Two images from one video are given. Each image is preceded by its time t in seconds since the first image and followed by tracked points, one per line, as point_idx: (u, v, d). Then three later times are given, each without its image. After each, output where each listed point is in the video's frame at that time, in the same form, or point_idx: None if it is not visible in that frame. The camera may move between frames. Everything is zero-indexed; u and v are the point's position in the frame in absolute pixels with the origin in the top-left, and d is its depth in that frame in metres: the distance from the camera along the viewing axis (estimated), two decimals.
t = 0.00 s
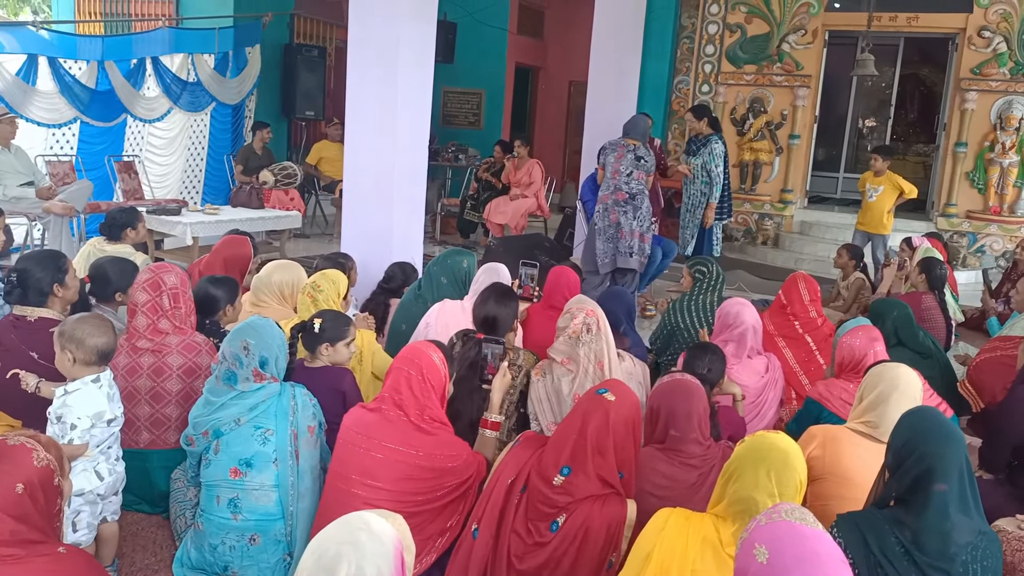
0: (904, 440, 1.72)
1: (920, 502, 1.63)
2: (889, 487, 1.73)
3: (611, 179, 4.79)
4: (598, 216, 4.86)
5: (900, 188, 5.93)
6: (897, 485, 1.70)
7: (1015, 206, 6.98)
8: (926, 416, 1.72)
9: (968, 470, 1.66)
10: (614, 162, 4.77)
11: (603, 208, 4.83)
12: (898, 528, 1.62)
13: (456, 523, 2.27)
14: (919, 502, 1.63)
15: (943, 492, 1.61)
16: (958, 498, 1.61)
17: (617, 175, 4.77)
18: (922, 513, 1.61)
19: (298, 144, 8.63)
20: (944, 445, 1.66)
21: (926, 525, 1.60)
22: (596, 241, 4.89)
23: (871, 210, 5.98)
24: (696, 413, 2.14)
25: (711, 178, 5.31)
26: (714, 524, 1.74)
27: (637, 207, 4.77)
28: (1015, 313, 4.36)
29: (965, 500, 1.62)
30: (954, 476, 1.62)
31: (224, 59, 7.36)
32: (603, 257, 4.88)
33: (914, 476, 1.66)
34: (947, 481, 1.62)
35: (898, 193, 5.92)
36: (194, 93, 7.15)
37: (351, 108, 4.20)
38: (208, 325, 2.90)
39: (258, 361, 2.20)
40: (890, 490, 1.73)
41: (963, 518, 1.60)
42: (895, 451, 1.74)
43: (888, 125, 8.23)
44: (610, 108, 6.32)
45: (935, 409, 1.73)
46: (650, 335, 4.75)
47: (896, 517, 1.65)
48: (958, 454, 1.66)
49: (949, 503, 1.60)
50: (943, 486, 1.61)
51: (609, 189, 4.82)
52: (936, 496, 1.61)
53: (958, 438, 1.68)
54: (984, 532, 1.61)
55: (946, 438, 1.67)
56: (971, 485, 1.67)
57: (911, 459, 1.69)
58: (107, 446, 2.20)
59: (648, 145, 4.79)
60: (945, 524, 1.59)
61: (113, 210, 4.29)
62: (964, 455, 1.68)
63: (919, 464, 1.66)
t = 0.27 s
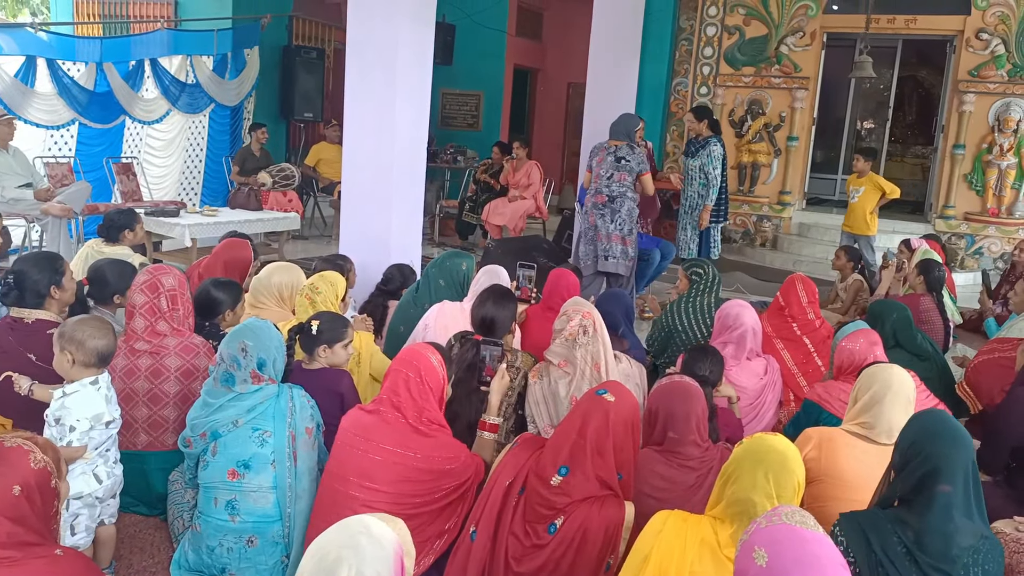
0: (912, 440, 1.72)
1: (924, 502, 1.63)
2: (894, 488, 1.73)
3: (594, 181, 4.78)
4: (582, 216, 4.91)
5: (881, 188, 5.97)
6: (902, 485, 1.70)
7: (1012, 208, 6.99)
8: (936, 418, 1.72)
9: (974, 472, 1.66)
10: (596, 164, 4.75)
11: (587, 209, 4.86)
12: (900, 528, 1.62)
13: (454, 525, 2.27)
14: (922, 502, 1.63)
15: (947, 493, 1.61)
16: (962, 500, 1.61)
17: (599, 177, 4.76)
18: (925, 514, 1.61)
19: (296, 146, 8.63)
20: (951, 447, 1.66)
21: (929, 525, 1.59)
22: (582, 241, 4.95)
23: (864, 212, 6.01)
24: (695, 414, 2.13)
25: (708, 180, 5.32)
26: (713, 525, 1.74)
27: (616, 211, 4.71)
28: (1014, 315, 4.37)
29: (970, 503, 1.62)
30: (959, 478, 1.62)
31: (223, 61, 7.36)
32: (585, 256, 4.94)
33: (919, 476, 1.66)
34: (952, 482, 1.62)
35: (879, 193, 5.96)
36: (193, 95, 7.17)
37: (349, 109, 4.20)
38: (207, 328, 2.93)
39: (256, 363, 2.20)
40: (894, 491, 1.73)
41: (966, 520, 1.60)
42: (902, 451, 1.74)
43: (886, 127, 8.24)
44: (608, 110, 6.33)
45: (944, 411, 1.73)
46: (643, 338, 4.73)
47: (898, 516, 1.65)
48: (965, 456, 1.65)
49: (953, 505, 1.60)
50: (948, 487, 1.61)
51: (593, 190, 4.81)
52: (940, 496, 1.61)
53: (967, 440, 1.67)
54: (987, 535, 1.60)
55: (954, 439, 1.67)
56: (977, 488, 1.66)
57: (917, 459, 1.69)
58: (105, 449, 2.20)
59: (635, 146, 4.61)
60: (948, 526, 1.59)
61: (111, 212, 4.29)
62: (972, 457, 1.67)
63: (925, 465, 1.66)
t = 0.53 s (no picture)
0: (919, 439, 1.71)
1: (928, 504, 1.62)
2: (896, 489, 1.72)
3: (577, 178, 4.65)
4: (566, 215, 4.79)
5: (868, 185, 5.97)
6: (905, 486, 1.69)
7: (1010, 209, 7.00)
8: (940, 420, 1.71)
9: (979, 474, 1.65)
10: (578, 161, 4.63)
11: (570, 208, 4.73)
12: (903, 529, 1.62)
13: (451, 527, 2.26)
14: (926, 504, 1.62)
15: (951, 495, 1.61)
16: (966, 502, 1.60)
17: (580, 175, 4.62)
18: (929, 515, 1.61)
19: (294, 147, 8.62)
20: (957, 449, 1.65)
21: (932, 527, 1.59)
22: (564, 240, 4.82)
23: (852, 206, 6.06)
24: (691, 416, 2.13)
25: (705, 181, 5.32)
26: (711, 526, 1.74)
27: (591, 211, 4.53)
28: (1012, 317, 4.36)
29: (973, 505, 1.62)
30: (963, 480, 1.62)
31: (220, 62, 7.35)
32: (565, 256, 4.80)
33: (924, 477, 1.65)
34: (957, 484, 1.61)
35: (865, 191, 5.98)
36: (190, 96, 7.16)
37: (345, 110, 4.20)
38: (204, 329, 2.92)
39: (252, 364, 2.20)
40: (896, 492, 1.72)
41: (969, 523, 1.60)
42: (907, 450, 1.73)
43: (883, 128, 8.24)
44: (606, 111, 6.33)
45: (949, 413, 1.72)
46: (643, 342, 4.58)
47: (901, 517, 1.64)
48: (971, 458, 1.65)
49: (957, 507, 1.60)
50: (953, 489, 1.61)
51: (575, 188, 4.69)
52: (944, 498, 1.60)
53: (973, 442, 1.67)
54: (989, 537, 1.60)
55: (960, 441, 1.66)
56: (981, 490, 1.66)
57: (922, 459, 1.67)
58: (102, 451, 2.20)
59: (617, 145, 4.43)
60: (952, 528, 1.58)
61: (108, 213, 4.29)
62: (976, 459, 1.67)
63: (929, 466, 1.65)
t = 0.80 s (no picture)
0: (916, 440, 1.70)
1: (925, 505, 1.62)
2: (891, 489, 1.70)
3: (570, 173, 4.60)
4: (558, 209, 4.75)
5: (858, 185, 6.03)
6: (901, 487, 1.67)
7: (1007, 210, 7.00)
8: (937, 421, 1.70)
9: (975, 476, 1.65)
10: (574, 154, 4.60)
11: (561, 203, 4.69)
12: (899, 530, 1.60)
13: (446, 529, 2.25)
14: (924, 506, 1.61)
15: (948, 497, 1.60)
16: (962, 504, 1.61)
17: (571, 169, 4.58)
18: (926, 516, 1.60)
19: (290, 149, 8.61)
20: (954, 450, 1.65)
21: (929, 529, 1.59)
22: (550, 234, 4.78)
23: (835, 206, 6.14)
24: (688, 417, 2.13)
25: (702, 182, 5.32)
26: (707, 528, 1.73)
27: (568, 207, 4.46)
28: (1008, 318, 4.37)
29: (969, 506, 1.62)
30: (959, 481, 1.62)
31: (217, 63, 7.34)
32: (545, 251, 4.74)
33: (921, 477, 1.64)
34: (953, 485, 1.61)
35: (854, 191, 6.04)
36: (187, 97, 7.16)
37: (341, 111, 4.19)
38: (199, 331, 2.91)
39: (247, 366, 2.19)
40: (891, 493, 1.70)
41: (966, 525, 1.60)
42: (904, 450, 1.72)
43: (880, 129, 8.24)
44: (603, 112, 6.32)
45: (944, 413, 1.71)
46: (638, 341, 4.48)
47: (896, 518, 1.62)
48: (967, 460, 1.65)
49: (954, 509, 1.60)
50: (949, 490, 1.61)
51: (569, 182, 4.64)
52: (941, 500, 1.60)
53: (970, 444, 1.67)
54: (984, 540, 1.61)
55: (956, 442, 1.66)
56: (975, 491, 1.66)
57: (919, 460, 1.67)
58: (98, 454, 2.18)
59: (608, 145, 4.33)
60: (948, 530, 1.59)
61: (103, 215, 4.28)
62: (972, 460, 1.66)
63: (925, 468, 1.64)
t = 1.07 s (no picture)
0: (904, 438, 1.70)
1: (915, 504, 1.62)
2: (881, 489, 1.70)
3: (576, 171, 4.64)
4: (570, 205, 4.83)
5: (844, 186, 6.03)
6: (891, 486, 1.68)
7: (997, 208, 7.03)
8: (925, 419, 1.71)
9: (964, 474, 1.66)
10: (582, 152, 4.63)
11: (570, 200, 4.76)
12: (889, 530, 1.60)
13: (438, 532, 2.25)
14: (913, 505, 1.62)
15: (937, 495, 1.60)
16: (951, 502, 1.61)
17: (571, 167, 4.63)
18: (917, 515, 1.60)
19: (281, 151, 8.59)
20: (943, 448, 1.65)
21: (919, 528, 1.59)
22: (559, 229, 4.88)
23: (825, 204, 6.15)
24: (680, 417, 2.12)
25: (694, 183, 5.32)
26: (699, 528, 1.73)
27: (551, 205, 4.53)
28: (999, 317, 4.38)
29: (959, 504, 1.62)
30: (949, 479, 1.62)
31: (207, 66, 7.31)
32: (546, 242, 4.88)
33: (910, 476, 1.64)
34: (943, 484, 1.61)
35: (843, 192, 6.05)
36: (176, 101, 7.06)
37: (331, 113, 4.18)
38: (190, 334, 2.90)
39: (237, 369, 2.18)
40: (882, 492, 1.70)
41: (956, 523, 1.60)
42: (893, 448, 1.72)
43: (871, 128, 8.27)
44: (594, 113, 6.32)
45: (932, 411, 1.72)
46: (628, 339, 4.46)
47: (887, 519, 1.62)
48: (956, 458, 1.65)
49: (943, 507, 1.60)
50: (938, 488, 1.61)
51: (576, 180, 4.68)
52: (931, 498, 1.60)
53: (959, 441, 1.66)
54: (974, 537, 1.61)
55: (945, 440, 1.66)
56: (966, 488, 1.66)
57: (907, 459, 1.67)
58: (91, 460, 2.17)
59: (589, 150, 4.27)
60: (938, 528, 1.59)
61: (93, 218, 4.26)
62: (961, 457, 1.67)
63: (914, 466, 1.65)
